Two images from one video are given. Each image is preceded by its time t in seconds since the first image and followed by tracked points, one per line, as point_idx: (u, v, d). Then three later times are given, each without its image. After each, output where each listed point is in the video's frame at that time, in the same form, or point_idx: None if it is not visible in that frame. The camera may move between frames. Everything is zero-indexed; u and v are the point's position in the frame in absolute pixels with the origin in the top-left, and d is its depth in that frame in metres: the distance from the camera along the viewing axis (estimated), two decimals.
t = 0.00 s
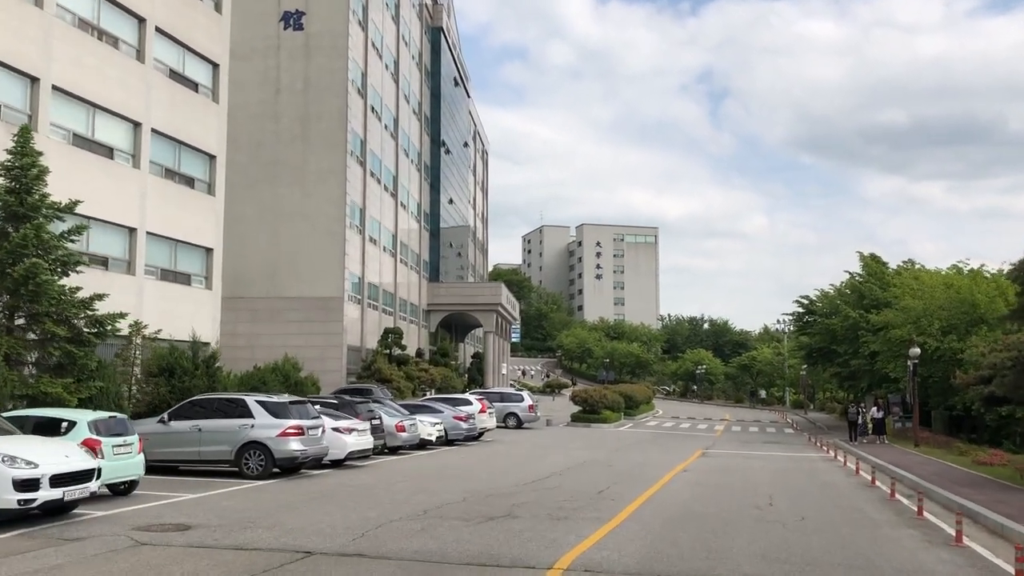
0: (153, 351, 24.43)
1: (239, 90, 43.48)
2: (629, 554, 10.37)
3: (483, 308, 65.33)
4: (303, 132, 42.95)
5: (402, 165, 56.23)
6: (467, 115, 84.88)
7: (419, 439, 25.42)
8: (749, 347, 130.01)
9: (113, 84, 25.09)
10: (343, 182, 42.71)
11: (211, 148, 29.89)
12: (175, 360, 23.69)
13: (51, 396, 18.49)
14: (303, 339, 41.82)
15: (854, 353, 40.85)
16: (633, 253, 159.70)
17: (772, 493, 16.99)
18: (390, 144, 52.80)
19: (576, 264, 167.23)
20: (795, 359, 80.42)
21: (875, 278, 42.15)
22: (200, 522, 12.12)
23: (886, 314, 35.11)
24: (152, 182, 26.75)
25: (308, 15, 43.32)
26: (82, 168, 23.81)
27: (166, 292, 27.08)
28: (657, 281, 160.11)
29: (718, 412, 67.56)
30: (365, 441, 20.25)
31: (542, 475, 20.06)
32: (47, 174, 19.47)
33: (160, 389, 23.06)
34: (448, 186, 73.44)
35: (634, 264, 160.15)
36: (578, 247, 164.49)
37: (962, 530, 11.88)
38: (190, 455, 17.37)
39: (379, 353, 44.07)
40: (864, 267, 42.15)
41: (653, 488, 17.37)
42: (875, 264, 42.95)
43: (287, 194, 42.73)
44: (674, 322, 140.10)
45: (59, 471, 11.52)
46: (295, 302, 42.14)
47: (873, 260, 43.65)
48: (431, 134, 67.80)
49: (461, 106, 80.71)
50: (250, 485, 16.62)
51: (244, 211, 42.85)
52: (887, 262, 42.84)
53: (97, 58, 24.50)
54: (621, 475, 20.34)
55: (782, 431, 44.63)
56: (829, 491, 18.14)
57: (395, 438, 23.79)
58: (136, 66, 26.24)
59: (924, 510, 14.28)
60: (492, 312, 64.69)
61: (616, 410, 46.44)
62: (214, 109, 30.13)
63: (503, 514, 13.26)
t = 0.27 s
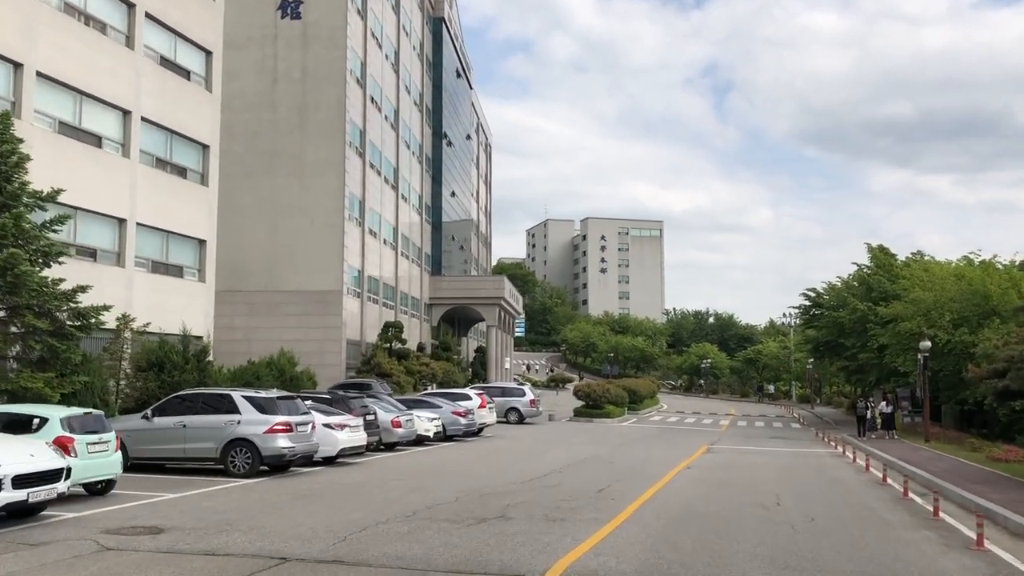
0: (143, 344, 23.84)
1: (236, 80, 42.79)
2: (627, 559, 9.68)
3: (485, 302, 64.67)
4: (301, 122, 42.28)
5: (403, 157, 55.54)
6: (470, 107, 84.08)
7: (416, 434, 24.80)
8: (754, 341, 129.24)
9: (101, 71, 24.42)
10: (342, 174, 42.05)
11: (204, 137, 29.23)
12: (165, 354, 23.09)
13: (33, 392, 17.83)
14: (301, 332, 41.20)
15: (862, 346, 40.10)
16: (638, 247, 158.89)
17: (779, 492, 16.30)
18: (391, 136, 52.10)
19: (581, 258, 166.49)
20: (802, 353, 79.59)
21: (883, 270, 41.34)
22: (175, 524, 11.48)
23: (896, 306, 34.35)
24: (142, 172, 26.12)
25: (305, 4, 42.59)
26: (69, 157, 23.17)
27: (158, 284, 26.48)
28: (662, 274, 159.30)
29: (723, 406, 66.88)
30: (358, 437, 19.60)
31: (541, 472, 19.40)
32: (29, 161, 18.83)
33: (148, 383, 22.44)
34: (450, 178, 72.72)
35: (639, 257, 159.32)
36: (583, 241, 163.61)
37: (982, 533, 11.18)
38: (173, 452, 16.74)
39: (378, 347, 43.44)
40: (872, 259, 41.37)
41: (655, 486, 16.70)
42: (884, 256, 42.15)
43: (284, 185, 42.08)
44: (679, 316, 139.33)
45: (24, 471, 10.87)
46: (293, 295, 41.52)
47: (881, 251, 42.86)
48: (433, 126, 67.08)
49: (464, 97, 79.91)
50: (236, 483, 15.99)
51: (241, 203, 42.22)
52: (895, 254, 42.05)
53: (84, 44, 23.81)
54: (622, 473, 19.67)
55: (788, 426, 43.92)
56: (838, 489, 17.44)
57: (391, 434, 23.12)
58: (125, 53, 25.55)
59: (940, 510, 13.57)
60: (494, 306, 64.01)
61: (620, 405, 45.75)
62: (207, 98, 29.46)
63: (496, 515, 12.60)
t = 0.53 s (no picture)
0: (132, 338, 23.20)
1: (233, 70, 42.07)
2: (626, 568, 8.95)
3: (489, 296, 63.93)
4: (300, 112, 41.54)
5: (405, 148, 54.77)
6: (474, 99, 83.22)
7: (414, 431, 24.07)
8: (763, 334, 128.19)
9: (88, 57, 23.69)
10: (341, 165, 41.30)
11: (197, 126, 28.51)
12: (154, 348, 22.42)
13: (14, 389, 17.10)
14: (300, 326, 40.53)
15: (873, 339, 39.20)
16: (645, 240, 157.85)
17: (789, 491, 15.54)
18: (392, 127, 51.31)
19: (588, 252, 165.55)
20: (811, 346, 78.62)
21: (895, 261, 40.39)
22: (144, 528, 10.76)
23: (908, 298, 33.45)
24: (132, 161, 25.42)
25: None
26: (54, 145, 22.47)
27: (149, 276, 25.83)
28: (669, 268, 158.25)
29: (731, 400, 65.98)
30: (350, 434, 18.86)
31: (541, 470, 18.64)
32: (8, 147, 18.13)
33: (136, 378, 21.77)
34: (454, 171, 71.90)
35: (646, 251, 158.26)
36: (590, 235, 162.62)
37: (1010, 538, 10.38)
38: (155, 450, 16.05)
39: (379, 341, 42.74)
40: (883, 250, 40.42)
41: (659, 485, 15.93)
42: (895, 246, 41.19)
43: (283, 177, 41.35)
44: (687, 310, 138.32)
45: None
46: (292, 288, 40.83)
47: (893, 242, 41.89)
48: (437, 117, 66.27)
49: (468, 89, 79.06)
50: (219, 483, 15.29)
51: (240, 195, 41.54)
52: (907, 244, 41.08)
53: (69, 28, 23.09)
54: (625, 471, 18.89)
55: (797, 420, 43.06)
56: (851, 487, 16.66)
57: (387, 430, 22.40)
58: (113, 38, 24.83)
59: (962, 512, 12.75)
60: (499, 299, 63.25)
61: (625, 399, 44.96)
62: (199, 86, 28.74)
63: (489, 518, 11.87)
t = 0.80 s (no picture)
0: (119, 331, 22.52)
1: (231, 60, 41.33)
2: None
3: (494, 289, 63.14)
4: (298, 102, 40.78)
5: (407, 140, 53.96)
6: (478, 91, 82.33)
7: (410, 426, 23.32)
8: (771, 328, 127.01)
9: (72, 41, 22.96)
10: (340, 156, 40.54)
11: (189, 114, 27.77)
12: (140, 342, 21.72)
13: None
14: (299, 320, 39.83)
15: (884, 332, 38.24)
16: (652, 233, 156.70)
17: (798, 490, 14.72)
18: (394, 117, 50.50)
19: (595, 246, 164.54)
20: (819, 339, 77.63)
21: (906, 252, 39.45)
22: (105, 533, 10.02)
23: (921, 289, 32.48)
24: (120, 150, 24.70)
25: None
26: (37, 132, 21.75)
27: (138, 268, 25.13)
28: (677, 261, 157.10)
29: (739, 394, 65.01)
30: (341, 430, 18.10)
31: (538, 468, 17.85)
32: None
33: (122, 372, 21.07)
34: (458, 163, 71.08)
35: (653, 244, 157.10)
36: (596, 228, 161.61)
37: None
38: (132, 448, 15.34)
39: (380, 335, 42.00)
40: (895, 241, 39.42)
41: (662, 484, 15.13)
42: (906, 237, 40.18)
43: (281, 168, 40.61)
44: (694, 303, 137.20)
45: None
46: (290, 281, 40.11)
47: (904, 233, 40.88)
48: (440, 108, 65.44)
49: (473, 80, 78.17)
50: (198, 482, 14.56)
51: (237, 186, 40.83)
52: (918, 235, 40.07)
53: (53, 12, 22.36)
54: (627, 468, 18.11)
55: (806, 414, 42.21)
56: (864, 486, 15.83)
57: (382, 426, 21.65)
58: (100, 22, 24.10)
59: (984, 514, 11.91)
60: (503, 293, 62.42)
61: (630, 394, 44.16)
62: (191, 73, 27.99)
63: (477, 521, 11.10)
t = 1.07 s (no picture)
0: (100, 324, 21.74)
1: (225, 48, 40.49)
2: None
3: (496, 283, 62.25)
4: (293, 92, 39.92)
5: (407, 131, 53.07)
6: (481, 83, 81.31)
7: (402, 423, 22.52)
8: (778, 322, 125.92)
9: (51, 24, 22.12)
10: (337, 146, 39.68)
11: (176, 100, 26.91)
12: (121, 335, 20.93)
13: None
14: (295, 314, 39.05)
15: (894, 325, 37.21)
16: (659, 227, 155.50)
17: (807, 492, 13.81)
18: (393, 107, 49.60)
19: (600, 240, 163.43)
20: (828, 333, 76.52)
21: (917, 243, 38.39)
22: (50, 542, 9.16)
23: (934, 281, 31.43)
24: (103, 137, 23.87)
25: None
26: (14, 117, 20.93)
27: (122, 259, 24.34)
28: (683, 255, 155.90)
29: (746, 389, 64.03)
30: (327, 427, 17.30)
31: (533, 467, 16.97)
32: None
33: (101, 367, 20.27)
34: (460, 155, 70.15)
35: (660, 238, 155.88)
36: (602, 222, 160.47)
37: None
38: (100, 447, 14.52)
39: (378, 329, 41.16)
40: (905, 231, 38.34)
41: (661, 484, 14.25)
42: (917, 227, 39.10)
43: (276, 159, 39.78)
44: (701, 298, 136.05)
45: None
46: (286, 275, 39.31)
47: (915, 223, 39.79)
48: (441, 99, 64.50)
49: (475, 72, 77.16)
50: (169, 483, 13.73)
51: (232, 177, 40.01)
52: (930, 225, 38.99)
53: None
54: (626, 467, 17.23)
55: (814, 410, 41.24)
56: (877, 487, 14.91)
57: (372, 423, 20.78)
58: (81, 4, 23.24)
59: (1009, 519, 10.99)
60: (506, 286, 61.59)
61: (634, 389, 43.25)
62: (178, 59, 27.14)
63: (457, 527, 10.24)
